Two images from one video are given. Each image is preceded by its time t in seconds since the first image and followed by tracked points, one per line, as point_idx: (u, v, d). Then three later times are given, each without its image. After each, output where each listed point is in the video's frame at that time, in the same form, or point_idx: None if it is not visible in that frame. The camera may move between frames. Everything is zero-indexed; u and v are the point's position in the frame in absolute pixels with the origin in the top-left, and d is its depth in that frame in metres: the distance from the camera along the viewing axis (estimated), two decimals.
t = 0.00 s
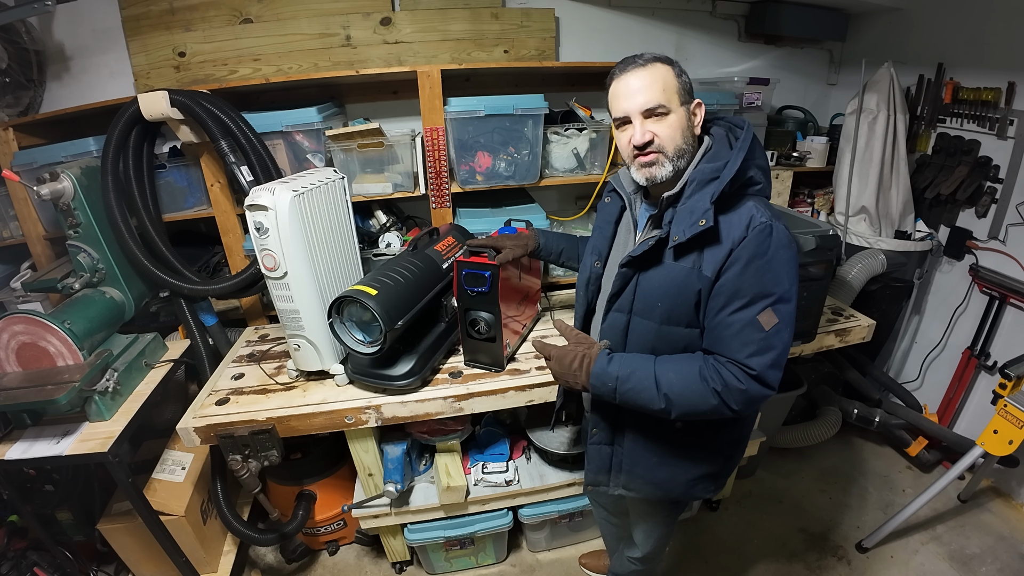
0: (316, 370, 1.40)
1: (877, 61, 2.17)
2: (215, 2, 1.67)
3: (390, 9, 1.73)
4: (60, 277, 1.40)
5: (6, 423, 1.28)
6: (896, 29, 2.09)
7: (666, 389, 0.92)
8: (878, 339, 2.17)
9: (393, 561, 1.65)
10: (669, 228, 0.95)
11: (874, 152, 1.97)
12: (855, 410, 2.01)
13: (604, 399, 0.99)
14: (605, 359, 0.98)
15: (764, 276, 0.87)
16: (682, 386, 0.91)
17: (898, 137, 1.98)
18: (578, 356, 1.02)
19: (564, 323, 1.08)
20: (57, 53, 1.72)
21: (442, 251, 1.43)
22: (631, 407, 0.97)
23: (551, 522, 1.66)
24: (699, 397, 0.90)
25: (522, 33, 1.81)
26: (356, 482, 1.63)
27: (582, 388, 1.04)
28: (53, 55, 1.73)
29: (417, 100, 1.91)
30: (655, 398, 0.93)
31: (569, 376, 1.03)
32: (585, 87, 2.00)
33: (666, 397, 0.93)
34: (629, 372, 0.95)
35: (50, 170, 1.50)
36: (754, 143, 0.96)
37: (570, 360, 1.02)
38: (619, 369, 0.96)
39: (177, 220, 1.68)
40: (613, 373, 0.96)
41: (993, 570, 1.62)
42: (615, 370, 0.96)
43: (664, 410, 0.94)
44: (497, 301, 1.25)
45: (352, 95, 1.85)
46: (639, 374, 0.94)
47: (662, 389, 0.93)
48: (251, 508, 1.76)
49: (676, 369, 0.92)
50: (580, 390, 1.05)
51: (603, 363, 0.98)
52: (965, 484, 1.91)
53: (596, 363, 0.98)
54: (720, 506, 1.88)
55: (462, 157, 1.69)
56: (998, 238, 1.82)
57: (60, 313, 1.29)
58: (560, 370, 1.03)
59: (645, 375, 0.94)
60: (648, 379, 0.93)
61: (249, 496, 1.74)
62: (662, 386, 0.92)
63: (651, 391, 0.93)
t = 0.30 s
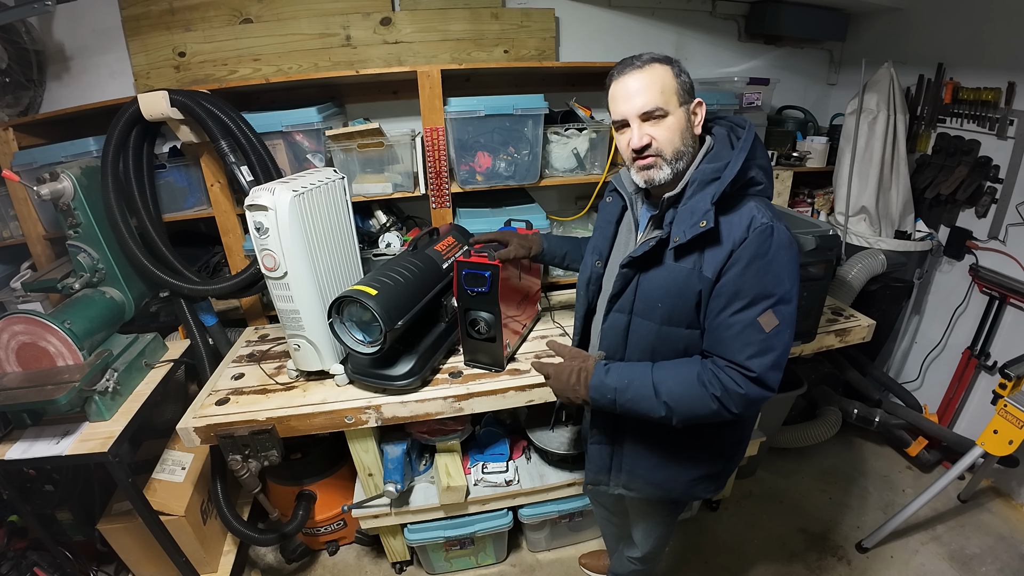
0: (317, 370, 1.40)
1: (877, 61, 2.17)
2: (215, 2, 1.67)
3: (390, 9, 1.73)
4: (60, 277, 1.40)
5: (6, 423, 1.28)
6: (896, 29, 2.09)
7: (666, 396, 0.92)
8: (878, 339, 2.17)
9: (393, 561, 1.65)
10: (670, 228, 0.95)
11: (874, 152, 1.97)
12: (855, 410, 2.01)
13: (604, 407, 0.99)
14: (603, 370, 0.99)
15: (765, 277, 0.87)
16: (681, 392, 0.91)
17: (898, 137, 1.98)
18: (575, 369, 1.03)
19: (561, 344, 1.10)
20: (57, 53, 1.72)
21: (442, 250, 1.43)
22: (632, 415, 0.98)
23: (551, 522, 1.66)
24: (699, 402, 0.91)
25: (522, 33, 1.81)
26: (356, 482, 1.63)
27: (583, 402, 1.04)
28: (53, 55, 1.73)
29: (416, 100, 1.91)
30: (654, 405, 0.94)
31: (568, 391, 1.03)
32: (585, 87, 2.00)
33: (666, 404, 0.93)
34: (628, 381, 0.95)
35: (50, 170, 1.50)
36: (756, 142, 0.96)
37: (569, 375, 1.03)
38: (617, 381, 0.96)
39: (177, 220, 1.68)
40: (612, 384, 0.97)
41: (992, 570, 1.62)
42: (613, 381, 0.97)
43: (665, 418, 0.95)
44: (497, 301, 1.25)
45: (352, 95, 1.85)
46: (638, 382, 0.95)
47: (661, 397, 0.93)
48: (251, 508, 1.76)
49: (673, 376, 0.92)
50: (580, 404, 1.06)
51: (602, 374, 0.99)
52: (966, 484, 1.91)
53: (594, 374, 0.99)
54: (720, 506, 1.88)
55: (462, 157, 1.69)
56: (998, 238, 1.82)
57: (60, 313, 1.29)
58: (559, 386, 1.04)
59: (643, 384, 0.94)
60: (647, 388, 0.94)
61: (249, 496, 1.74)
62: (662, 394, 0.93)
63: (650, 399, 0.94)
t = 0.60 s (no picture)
0: (316, 370, 1.40)
1: (877, 61, 2.17)
2: (215, 2, 1.67)
3: (390, 9, 1.73)
4: (60, 277, 1.40)
5: (6, 423, 1.28)
6: (895, 29, 2.09)
7: (670, 412, 0.94)
8: (878, 339, 2.17)
9: (393, 561, 1.64)
10: (667, 233, 0.95)
11: (874, 152, 1.97)
12: (855, 410, 2.01)
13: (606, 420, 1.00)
14: (603, 387, 1.00)
15: (766, 290, 0.86)
16: (686, 407, 0.93)
17: (898, 137, 1.98)
18: (575, 390, 1.05)
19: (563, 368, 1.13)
20: (58, 53, 1.72)
21: (442, 251, 1.43)
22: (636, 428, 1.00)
23: (551, 522, 1.66)
24: (702, 416, 0.92)
25: (522, 33, 1.81)
26: (356, 482, 1.63)
27: (585, 420, 1.06)
28: (53, 55, 1.73)
29: (417, 99, 1.91)
30: (659, 420, 0.95)
31: (570, 411, 1.05)
32: (585, 87, 2.00)
33: (670, 419, 0.95)
34: (631, 399, 0.97)
35: (50, 170, 1.50)
36: (763, 148, 0.96)
37: (569, 395, 1.05)
38: (620, 398, 0.98)
39: (177, 220, 1.68)
40: (614, 402, 0.98)
41: (992, 570, 1.62)
42: (616, 399, 0.98)
43: (670, 431, 0.96)
44: (497, 301, 1.25)
45: (352, 95, 1.85)
46: (641, 399, 0.96)
47: (666, 412, 0.94)
48: (251, 508, 1.76)
49: (677, 390, 0.94)
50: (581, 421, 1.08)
51: (603, 392, 1.00)
52: (965, 484, 1.91)
53: (597, 393, 1.00)
54: (720, 506, 1.87)
55: (462, 157, 1.69)
56: (998, 238, 1.82)
57: (60, 313, 1.29)
58: (559, 407, 1.06)
59: (646, 400, 0.96)
60: (651, 403, 0.95)
61: (249, 496, 1.74)
62: (666, 409, 0.94)
63: (655, 414, 0.95)
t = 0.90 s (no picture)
0: (316, 370, 1.40)
1: (877, 61, 2.17)
2: (215, 2, 1.67)
3: (390, 9, 1.73)
4: (60, 277, 1.40)
5: (6, 423, 1.28)
6: (895, 30, 2.09)
7: (660, 407, 0.94)
8: (878, 339, 2.17)
9: (393, 561, 1.64)
10: (665, 234, 0.95)
11: (874, 152, 1.97)
12: (855, 410, 2.01)
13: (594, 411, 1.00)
14: (596, 372, 0.99)
15: (761, 296, 0.86)
16: (677, 404, 0.93)
17: (898, 137, 1.98)
18: (566, 370, 1.04)
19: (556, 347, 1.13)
20: (57, 53, 1.72)
21: (441, 250, 1.43)
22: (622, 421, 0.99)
23: (551, 522, 1.66)
24: (692, 417, 0.92)
25: (522, 33, 1.81)
26: (356, 482, 1.63)
27: (571, 402, 1.06)
28: (53, 55, 1.73)
29: (416, 100, 1.91)
30: (648, 414, 0.95)
31: (557, 390, 1.05)
32: (585, 87, 2.00)
33: (659, 414, 0.95)
34: (621, 388, 0.97)
35: (50, 170, 1.50)
36: (768, 151, 0.95)
37: (558, 373, 1.05)
38: (610, 384, 0.97)
39: (177, 220, 1.68)
40: (605, 387, 0.98)
41: (993, 570, 1.62)
42: (606, 384, 0.98)
43: (657, 427, 0.96)
44: (497, 301, 1.25)
45: (352, 95, 1.85)
46: (632, 390, 0.96)
47: (656, 407, 0.94)
48: (251, 508, 1.76)
49: (670, 387, 0.94)
50: (568, 404, 1.08)
51: (594, 376, 0.99)
52: (965, 484, 1.91)
53: (587, 376, 1.00)
54: (720, 506, 1.87)
55: (462, 157, 1.69)
56: (998, 238, 1.82)
57: (60, 313, 1.29)
58: (548, 385, 1.05)
59: (637, 391, 0.95)
60: (642, 396, 0.95)
61: (249, 496, 1.74)
62: (656, 403, 0.94)
63: (645, 408, 0.95)
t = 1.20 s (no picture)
0: (316, 370, 1.40)
1: (877, 61, 2.17)
2: (215, 2, 1.67)
3: (390, 8, 1.73)
4: (60, 277, 1.40)
5: (6, 423, 1.28)
6: (895, 29, 2.09)
7: (662, 412, 0.94)
8: (878, 339, 2.17)
9: (393, 561, 1.64)
10: (668, 238, 0.95)
11: (874, 153, 1.97)
12: (855, 410, 2.01)
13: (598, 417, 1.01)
14: (600, 380, 1.01)
15: (765, 303, 0.86)
16: (678, 410, 0.93)
17: (898, 137, 1.98)
18: (572, 377, 1.05)
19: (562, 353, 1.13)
20: (58, 53, 1.72)
21: (442, 251, 1.43)
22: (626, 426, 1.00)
23: (551, 522, 1.66)
24: (694, 423, 0.92)
25: (522, 33, 1.81)
26: (356, 482, 1.63)
27: (579, 409, 1.06)
28: (53, 55, 1.73)
29: (416, 100, 1.91)
30: (650, 420, 0.95)
31: (565, 398, 1.06)
32: (585, 87, 2.00)
33: (662, 420, 0.95)
34: (624, 395, 0.97)
35: (50, 170, 1.50)
36: (771, 154, 0.95)
37: (565, 382, 1.06)
38: (613, 392, 0.98)
39: (177, 220, 1.68)
40: (608, 395, 0.98)
41: (993, 570, 1.62)
42: (610, 392, 0.98)
43: (660, 432, 0.96)
44: (497, 301, 1.25)
45: (352, 95, 1.85)
46: (634, 396, 0.96)
47: (658, 412, 0.94)
48: (251, 508, 1.76)
49: (672, 393, 0.93)
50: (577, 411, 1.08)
51: (598, 383, 1.00)
52: (965, 484, 1.91)
53: (592, 384, 1.01)
54: (720, 506, 1.87)
55: (462, 157, 1.69)
56: (998, 238, 1.82)
57: (60, 313, 1.29)
58: (555, 393, 1.06)
59: (640, 398, 0.96)
60: (644, 402, 0.95)
61: (249, 496, 1.74)
62: (658, 409, 0.94)
63: (647, 414, 0.95)
